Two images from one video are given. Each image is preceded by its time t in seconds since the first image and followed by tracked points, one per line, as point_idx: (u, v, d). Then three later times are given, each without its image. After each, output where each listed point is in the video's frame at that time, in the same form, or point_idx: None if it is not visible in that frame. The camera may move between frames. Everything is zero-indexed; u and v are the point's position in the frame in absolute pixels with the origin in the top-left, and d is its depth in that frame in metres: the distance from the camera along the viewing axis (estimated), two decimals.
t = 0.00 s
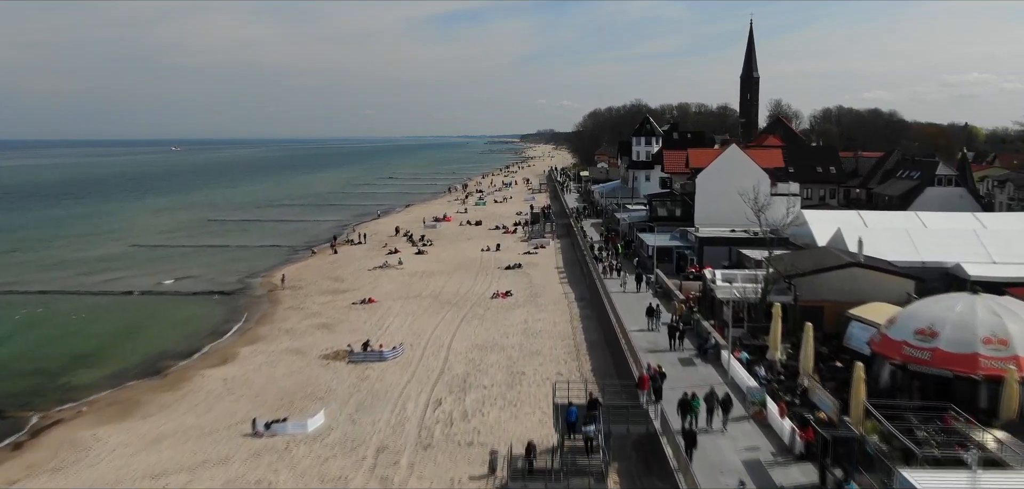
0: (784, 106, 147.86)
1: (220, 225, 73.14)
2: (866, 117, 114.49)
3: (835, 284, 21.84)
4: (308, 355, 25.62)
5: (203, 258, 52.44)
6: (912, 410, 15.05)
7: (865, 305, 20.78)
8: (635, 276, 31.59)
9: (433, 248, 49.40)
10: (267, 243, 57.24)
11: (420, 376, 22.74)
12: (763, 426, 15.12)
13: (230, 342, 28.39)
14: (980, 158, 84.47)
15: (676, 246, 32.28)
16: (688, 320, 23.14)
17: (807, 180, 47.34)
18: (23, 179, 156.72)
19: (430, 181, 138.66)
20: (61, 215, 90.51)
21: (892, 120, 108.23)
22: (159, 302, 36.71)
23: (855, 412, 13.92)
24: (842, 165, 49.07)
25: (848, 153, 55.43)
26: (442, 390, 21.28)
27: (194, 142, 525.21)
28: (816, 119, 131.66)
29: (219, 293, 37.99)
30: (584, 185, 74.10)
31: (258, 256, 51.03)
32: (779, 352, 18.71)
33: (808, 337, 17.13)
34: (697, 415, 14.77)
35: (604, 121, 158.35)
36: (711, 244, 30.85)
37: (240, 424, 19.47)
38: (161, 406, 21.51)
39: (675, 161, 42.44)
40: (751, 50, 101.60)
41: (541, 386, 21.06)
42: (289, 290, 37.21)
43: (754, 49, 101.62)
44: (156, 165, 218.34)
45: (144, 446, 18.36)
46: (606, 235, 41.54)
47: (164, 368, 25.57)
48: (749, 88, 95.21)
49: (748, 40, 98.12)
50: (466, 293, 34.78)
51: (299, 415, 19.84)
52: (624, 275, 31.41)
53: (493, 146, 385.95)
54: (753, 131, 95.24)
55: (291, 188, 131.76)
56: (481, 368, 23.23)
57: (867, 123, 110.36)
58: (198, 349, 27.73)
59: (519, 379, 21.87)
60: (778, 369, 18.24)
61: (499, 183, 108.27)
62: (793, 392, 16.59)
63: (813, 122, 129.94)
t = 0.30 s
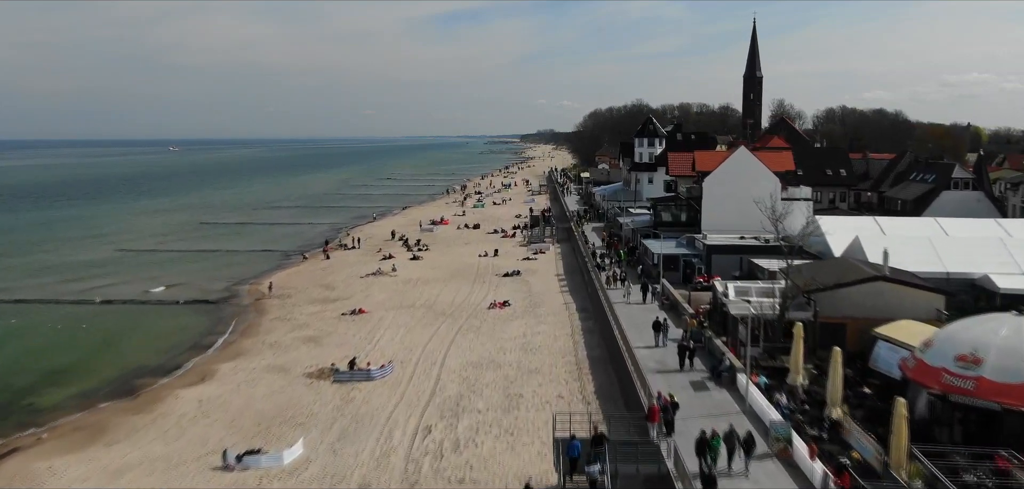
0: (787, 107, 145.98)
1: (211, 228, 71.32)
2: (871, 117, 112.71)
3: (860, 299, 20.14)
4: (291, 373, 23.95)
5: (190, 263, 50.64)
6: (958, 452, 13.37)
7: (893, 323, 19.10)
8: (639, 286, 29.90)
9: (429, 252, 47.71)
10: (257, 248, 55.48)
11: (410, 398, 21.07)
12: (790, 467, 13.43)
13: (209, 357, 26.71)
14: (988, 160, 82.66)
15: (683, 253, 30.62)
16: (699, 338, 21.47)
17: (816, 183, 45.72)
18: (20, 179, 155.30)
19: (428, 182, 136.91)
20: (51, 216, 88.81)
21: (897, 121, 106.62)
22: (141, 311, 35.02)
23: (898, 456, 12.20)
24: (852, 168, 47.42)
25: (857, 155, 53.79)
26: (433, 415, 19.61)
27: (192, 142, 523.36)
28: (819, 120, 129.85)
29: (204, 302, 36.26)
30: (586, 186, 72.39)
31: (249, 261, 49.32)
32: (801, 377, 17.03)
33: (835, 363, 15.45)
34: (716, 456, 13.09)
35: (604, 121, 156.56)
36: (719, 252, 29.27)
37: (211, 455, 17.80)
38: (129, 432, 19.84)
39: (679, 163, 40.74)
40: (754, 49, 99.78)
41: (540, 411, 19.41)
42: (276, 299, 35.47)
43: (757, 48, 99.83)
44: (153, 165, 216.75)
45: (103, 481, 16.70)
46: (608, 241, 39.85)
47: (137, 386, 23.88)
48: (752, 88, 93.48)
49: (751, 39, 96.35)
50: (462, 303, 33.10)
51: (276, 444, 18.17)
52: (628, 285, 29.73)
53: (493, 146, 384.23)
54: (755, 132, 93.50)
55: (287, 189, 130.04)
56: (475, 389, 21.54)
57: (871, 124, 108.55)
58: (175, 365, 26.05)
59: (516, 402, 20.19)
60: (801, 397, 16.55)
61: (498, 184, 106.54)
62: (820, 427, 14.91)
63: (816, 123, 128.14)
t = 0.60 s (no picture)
0: (788, 106, 144.23)
1: (203, 232, 69.60)
2: (875, 117, 111.01)
3: (886, 316, 18.43)
4: (271, 393, 22.28)
5: (178, 269, 48.93)
6: None
7: (925, 345, 17.41)
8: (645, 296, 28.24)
9: (424, 258, 46.02)
10: (248, 253, 53.77)
11: (397, 424, 19.37)
12: None
13: (187, 374, 25.04)
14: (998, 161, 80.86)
15: (691, 263, 28.93)
16: (711, 358, 19.86)
17: (827, 186, 44.14)
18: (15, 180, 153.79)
19: (426, 183, 135.18)
20: (42, 219, 87.12)
21: (903, 121, 104.83)
22: (120, 322, 33.32)
23: None
24: (863, 170, 45.75)
25: (868, 157, 52.07)
26: (423, 445, 17.92)
27: (192, 142, 522.58)
28: (822, 120, 128.10)
29: (187, 312, 34.57)
30: (587, 189, 70.69)
31: (238, 267, 47.60)
32: (826, 406, 15.48)
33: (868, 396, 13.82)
34: None
35: (605, 121, 154.81)
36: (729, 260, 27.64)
37: None
38: (89, 464, 18.15)
39: (685, 166, 39.02)
40: (757, 49, 97.99)
41: (541, 441, 17.74)
42: (262, 309, 33.80)
43: (760, 48, 98.05)
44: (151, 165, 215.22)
45: None
46: (611, 247, 38.15)
47: (106, 408, 22.23)
48: (756, 88, 91.73)
49: (755, 39, 94.64)
50: (457, 313, 31.43)
51: (248, 480, 16.49)
52: (632, 296, 28.05)
53: (494, 146, 382.54)
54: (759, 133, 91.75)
55: (284, 191, 128.39)
56: (469, 413, 19.87)
57: (876, 124, 106.78)
58: (149, 384, 24.34)
59: (513, 430, 18.51)
60: (829, 432, 14.96)
61: (497, 186, 104.85)
62: (853, 472, 13.30)
63: (819, 123, 126.45)
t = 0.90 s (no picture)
0: (791, 106, 142.52)
1: (195, 235, 67.88)
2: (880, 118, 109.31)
3: (919, 338, 16.70)
4: (248, 417, 20.59)
5: (165, 275, 47.27)
6: None
7: (963, 370, 15.75)
8: (650, 309, 26.56)
9: (420, 264, 44.34)
10: (239, 258, 52.09)
11: (383, 454, 17.70)
12: None
13: (161, 394, 23.35)
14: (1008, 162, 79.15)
15: (699, 272, 27.25)
16: (726, 381, 18.21)
17: (838, 190, 42.43)
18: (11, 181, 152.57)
19: (424, 184, 133.45)
20: (31, 221, 85.30)
21: (909, 122, 103.26)
22: (97, 333, 31.60)
23: None
24: (875, 173, 44.07)
25: (878, 159, 50.37)
26: (410, 480, 16.25)
27: (190, 141, 520.42)
28: (825, 120, 126.42)
29: (168, 322, 32.87)
30: (588, 191, 69.03)
31: (227, 274, 45.89)
32: (860, 443, 13.87)
33: (912, 440, 12.21)
34: None
35: (605, 121, 153.09)
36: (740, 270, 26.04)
37: None
38: None
39: (692, 169, 37.31)
40: (761, 48, 96.29)
41: (541, 477, 16.06)
42: (247, 320, 32.09)
43: (763, 47, 96.34)
44: (147, 165, 213.33)
45: None
46: (614, 253, 36.47)
47: (69, 433, 20.53)
48: (759, 87, 89.99)
49: (758, 38, 92.94)
50: (451, 325, 29.75)
51: None
52: (637, 308, 26.38)
53: (494, 146, 381.51)
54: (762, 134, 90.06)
55: (280, 192, 126.66)
56: (461, 442, 18.19)
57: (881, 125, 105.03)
58: (119, 405, 22.63)
59: (510, 463, 16.83)
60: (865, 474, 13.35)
61: (496, 187, 103.16)
62: None
63: (822, 123, 124.76)
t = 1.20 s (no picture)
0: (793, 106, 140.94)
1: (186, 239, 66.17)
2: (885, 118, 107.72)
3: (961, 365, 14.95)
4: (220, 445, 18.88)
5: (151, 282, 45.58)
6: None
7: (1014, 401, 14.01)
8: (657, 322, 24.85)
9: (415, 270, 42.65)
10: (229, 263, 50.38)
11: None
12: None
13: (130, 417, 21.63)
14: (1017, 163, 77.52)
15: (709, 283, 25.54)
16: (745, 409, 16.50)
17: (850, 194, 40.69)
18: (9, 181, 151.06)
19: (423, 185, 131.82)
20: (20, 224, 83.52)
21: (915, 121, 101.72)
22: (71, 347, 29.86)
23: None
24: (888, 175, 42.39)
25: (890, 160, 48.76)
26: None
27: (189, 141, 518.92)
28: (828, 120, 124.87)
29: (148, 335, 31.14)
30: (589, 193, 67.36)
31: (214, 280, 44.16)
32: None
33: None
34: None
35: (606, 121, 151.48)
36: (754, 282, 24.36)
37: None
38: None
39: (698, 172, 35.63)
40: (764, 47, 94.65)
41: None
42: (230, 332, 30.37)
43: (767, 46, 94.70)
44: (144, 165, 211.55)
45: None
46: (617, 260, 34.75)
47: (26, 464, 18.81)
48: (763, 86, 88.30)
49: (762, 37, 91.32)
50: (445, 338, 28.04)
51: None
52: (643, 322, 24.64)
53: (494, 146, 380.07)
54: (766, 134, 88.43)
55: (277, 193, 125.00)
56: (453, 477, 16.48)
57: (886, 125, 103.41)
58: (84, 430, 20.91)
59: None
60: None
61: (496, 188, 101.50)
62: None
63: (826, 124, 123.17)
